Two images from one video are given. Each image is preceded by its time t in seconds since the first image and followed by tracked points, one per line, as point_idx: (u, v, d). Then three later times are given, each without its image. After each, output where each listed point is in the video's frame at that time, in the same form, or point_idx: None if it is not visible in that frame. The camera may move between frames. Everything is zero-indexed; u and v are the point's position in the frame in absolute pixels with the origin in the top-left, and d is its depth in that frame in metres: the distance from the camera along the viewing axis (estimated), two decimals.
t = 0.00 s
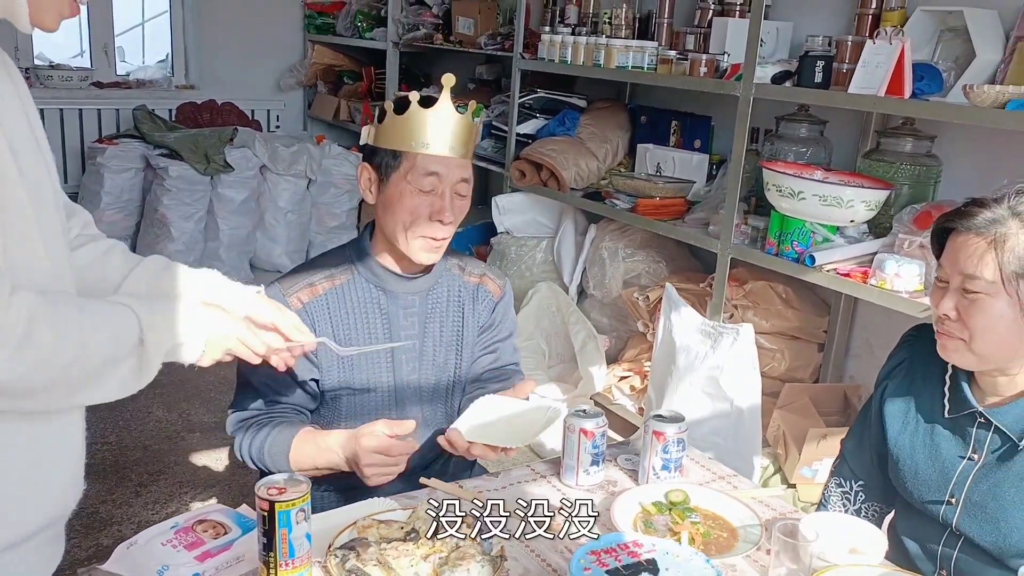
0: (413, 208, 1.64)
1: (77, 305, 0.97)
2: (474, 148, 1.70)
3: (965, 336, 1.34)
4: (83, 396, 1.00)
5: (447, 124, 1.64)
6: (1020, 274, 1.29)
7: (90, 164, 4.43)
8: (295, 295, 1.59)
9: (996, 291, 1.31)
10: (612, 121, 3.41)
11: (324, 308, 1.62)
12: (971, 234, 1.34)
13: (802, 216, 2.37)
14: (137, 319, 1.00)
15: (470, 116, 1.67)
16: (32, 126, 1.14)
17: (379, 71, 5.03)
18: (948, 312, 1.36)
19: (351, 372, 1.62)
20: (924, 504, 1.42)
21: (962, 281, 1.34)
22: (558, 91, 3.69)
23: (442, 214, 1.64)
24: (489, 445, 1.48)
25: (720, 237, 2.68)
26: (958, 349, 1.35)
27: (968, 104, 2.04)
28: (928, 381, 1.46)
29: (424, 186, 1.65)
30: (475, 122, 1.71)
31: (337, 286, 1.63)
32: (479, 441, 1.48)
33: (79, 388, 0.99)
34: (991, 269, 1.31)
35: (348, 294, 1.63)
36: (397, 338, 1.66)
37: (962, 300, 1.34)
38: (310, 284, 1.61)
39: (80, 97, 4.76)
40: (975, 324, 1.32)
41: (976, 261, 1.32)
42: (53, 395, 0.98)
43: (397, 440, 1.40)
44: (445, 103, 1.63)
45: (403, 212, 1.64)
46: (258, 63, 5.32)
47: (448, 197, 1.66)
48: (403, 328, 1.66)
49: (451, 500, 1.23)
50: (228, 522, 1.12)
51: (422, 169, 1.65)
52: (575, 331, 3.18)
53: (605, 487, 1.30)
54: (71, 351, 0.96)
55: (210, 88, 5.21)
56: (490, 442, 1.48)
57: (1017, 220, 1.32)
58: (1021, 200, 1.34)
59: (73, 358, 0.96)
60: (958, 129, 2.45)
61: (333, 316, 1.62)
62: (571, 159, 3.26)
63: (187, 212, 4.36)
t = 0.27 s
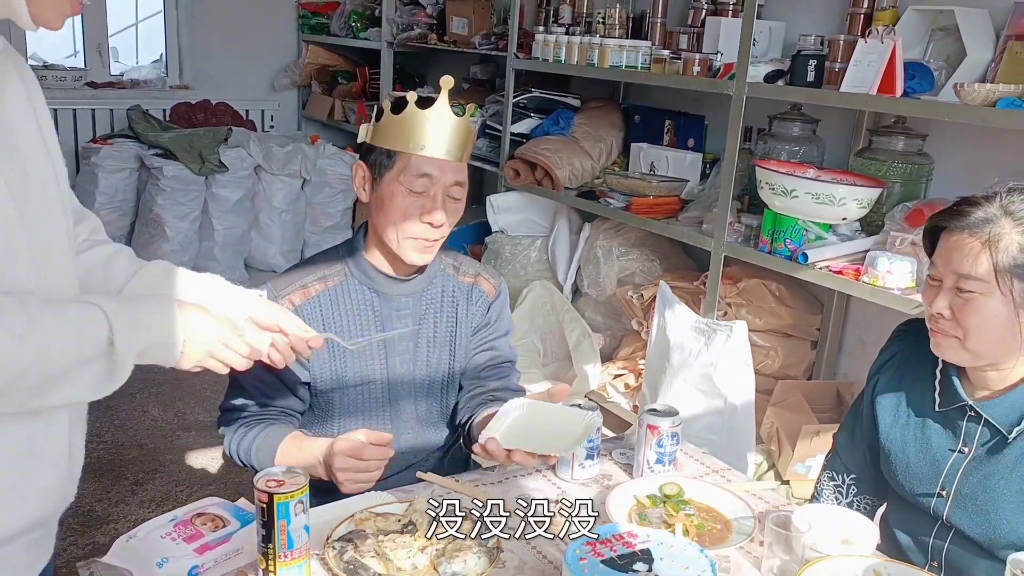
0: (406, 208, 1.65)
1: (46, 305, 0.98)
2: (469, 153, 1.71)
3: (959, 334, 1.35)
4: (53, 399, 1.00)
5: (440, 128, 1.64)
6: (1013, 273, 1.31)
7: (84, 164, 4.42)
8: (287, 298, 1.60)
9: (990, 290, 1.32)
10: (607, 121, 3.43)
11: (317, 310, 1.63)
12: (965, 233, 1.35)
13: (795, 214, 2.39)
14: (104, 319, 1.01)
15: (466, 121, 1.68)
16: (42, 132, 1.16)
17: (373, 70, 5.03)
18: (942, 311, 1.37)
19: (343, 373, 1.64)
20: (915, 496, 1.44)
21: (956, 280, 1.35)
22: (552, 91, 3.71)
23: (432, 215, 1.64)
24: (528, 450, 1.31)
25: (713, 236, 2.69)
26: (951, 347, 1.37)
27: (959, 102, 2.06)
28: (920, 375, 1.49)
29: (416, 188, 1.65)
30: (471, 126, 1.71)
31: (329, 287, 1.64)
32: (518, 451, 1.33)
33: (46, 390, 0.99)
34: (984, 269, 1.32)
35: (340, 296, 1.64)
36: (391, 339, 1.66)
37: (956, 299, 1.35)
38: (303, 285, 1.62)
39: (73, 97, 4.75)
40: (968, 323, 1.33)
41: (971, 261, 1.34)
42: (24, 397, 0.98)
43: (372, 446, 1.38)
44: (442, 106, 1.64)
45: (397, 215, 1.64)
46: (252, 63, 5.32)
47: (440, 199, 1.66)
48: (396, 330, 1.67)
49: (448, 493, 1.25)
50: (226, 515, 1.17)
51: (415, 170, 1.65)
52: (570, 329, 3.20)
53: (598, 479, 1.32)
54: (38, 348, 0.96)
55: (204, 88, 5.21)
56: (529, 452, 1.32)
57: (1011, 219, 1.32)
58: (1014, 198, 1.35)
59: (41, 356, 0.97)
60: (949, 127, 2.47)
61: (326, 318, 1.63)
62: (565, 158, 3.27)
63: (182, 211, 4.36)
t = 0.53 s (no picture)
0: (395, 212, 1.65)
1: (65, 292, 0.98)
2: (468, 157, 1.69)
3: (961, 330, 1.35)
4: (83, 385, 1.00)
5: (432, 133, 1.64)
6: (1016, 270, 1.31)
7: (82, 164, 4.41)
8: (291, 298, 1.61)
9: (993, 287, 1.32)
10: (605, 120, 3.43)
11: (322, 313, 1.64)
12: (969, 230, 1.35)
13: (794, 211, 2.39)
14: (126, 298, 1.00)
15: (463, 126, 1.66)
16: (62, 136, 1.16)
17: (371, 70, 5.03)
18: (944, 308, 1.37)
19: (346, 374, 1.65)
20: (916, 492, 1.44)
21: (959, 277, 1.36)
22: (550, 90, 3.71)
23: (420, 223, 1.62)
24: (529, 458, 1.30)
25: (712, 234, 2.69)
26: (954, 344, 1.37)
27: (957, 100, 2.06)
28: (920, 371, 1.49)
29: (405, 193, 1.65)
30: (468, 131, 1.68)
31: (333, 288, 1.66)
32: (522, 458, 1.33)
33: (78, 376, 0.99)
34: (987, 266, 1.33)
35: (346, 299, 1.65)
36: (395, 343, 1.67)
37: (960, 296, 1.35)
38: (308, 286, 1.63)
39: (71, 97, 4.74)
40: (971, 319, 1.34)
41: (974, 258, 1.34)
42: (56, 387, 0.98)
43: (362, 443, 1.37)
44: (431, 111, 1.64)
45: (386, 220, 1.65)
46: (250, 63, 5.32)
47: (431, 203, 1.65)
48: (401, 334, 1.67)
49: (450, 490, 1.26)
50: (229, 512, 1.18)
51: (402, 177, 1.66)
52: (569, 328, 3.19)
53: (599, 476, 1.33)
54: (65, 333, 0.96)
55: (202, 88, 5.20)
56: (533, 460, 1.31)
57: (1013, 216, 1.33)
58: (1017, 195, 1.35)
59: (68, 342, 0.96)
60: (948, 124, 2.48)
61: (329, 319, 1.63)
62: (563, 157, 3.27)
63: (180, 211, 4.35)
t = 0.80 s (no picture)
0: (398, 213, 1.67)
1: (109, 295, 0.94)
2: (474, 157, 1.70)
3: (959, 325, 1.36)
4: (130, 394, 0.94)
5: (437, 134, 1.66)
6: (1018, 264, 1.32)
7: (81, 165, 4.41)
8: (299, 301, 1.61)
9: (994, 281, 1.33)
10: (604, 119, 3.43)
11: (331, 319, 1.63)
12: (975, 224, 1.36)
13: (793, 210, 2.39)
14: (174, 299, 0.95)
15: (466, 128, 1.69)
16: (107, 142, 1.16)
17: (370, 70, 5.04)
18: (945, 302, 1.37)
19: (353, 377, 1.65)
20: (914, 488, 1.44)
21: (961, 271, 1.36)
22: (549, 89, 3.71)
23: (427, 223, 1.65)
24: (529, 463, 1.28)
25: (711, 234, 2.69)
26: (952, 339, 1.37)
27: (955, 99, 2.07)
28: (918, 368, 1.49)
29: (409, 193, 1.67)
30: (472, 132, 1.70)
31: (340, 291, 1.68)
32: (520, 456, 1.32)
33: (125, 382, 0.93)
34: (987, 260, 1.33)
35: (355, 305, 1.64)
36: (402, 345, 1.67)
37: (961, 289, 1.36)
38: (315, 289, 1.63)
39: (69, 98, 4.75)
40: (970, 313, 1.34)
41: (976, 252, 1.34)
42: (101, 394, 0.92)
43: (379, 438, 1.36)
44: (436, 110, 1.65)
45: (391, 219, 1.67)
46: (249, 63, 5.32)
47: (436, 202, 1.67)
48: (408, 336, 1.68)
49: (449, 489, 1.26)
50: (228, 510, 1.18)
51: (408, 175, 1.67)
52: (568, 328, 3.20)
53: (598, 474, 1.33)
54: (105, 334, 0.90)
55: (201, 89, 5.20)
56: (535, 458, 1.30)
57: (1017, 211, 1.34)
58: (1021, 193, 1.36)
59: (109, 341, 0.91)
60: (946, 123, 2.48)
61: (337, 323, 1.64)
62: (562, 157, 3.27)
63: (179, 212, 4.35)
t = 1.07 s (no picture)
0: (411, 213, 1.76)
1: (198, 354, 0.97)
2: (477, 158, 1.82)
3: (958, 323, 1.36)
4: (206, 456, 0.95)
5: (445, 135, 1.76)
6: (1018, 262, 1.32)
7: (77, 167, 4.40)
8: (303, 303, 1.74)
9: (994, 279, 1.33)
10: (600, 119, 3.43)
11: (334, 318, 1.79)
12: (974, 222, 1.36)
13: (789, 209, 2.39)
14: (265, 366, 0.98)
15: (471, 127, 1.79)
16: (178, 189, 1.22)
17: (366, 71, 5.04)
18: (944, 300, 1.37)
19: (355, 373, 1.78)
20: (910, 485, 1.45)
21: (960, 269, 1.36)
22: (545, 89, 3.72)
23: (440, 223, 1.75)
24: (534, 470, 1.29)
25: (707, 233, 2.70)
26: (950, 336, 1.37)
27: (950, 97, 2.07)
28: (914, 366, 1.49)
29: (423, 193, 1.77)
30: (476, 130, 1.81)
31: (342, 293, 1.79)
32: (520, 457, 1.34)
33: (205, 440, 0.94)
34: (986, 258, 1.33)
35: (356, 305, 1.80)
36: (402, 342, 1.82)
37: (960, 288, 1.36)
38: (319, 292, 1.77)
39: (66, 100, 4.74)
40: (971, 312, 1.34)
41: (976, 250, 1.34)
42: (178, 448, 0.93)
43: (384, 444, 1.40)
44: (445, 114, 1.76)
45: (403, 220, 1.76)
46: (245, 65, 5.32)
47: (447, 201, 1.77)
48: (408, 333, 1.83)
49: (446, 489, 1.27)
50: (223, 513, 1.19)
51: (422, 178, 1.77)
52: (566, 327, 3.20)
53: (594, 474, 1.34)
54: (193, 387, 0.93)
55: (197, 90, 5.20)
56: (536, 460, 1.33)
57: (1016, 210, 1.34)
58: (1019, 191, 1.36)
59: (197, 397, 0.93)
60: (942, 121, 2.48)
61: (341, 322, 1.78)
62: (559, 157, 3.28)
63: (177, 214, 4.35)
